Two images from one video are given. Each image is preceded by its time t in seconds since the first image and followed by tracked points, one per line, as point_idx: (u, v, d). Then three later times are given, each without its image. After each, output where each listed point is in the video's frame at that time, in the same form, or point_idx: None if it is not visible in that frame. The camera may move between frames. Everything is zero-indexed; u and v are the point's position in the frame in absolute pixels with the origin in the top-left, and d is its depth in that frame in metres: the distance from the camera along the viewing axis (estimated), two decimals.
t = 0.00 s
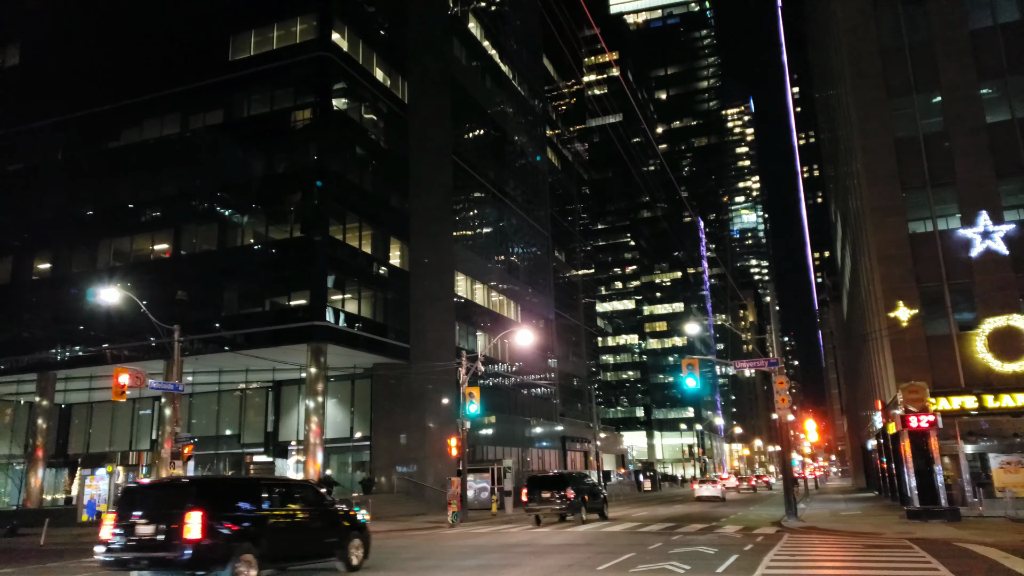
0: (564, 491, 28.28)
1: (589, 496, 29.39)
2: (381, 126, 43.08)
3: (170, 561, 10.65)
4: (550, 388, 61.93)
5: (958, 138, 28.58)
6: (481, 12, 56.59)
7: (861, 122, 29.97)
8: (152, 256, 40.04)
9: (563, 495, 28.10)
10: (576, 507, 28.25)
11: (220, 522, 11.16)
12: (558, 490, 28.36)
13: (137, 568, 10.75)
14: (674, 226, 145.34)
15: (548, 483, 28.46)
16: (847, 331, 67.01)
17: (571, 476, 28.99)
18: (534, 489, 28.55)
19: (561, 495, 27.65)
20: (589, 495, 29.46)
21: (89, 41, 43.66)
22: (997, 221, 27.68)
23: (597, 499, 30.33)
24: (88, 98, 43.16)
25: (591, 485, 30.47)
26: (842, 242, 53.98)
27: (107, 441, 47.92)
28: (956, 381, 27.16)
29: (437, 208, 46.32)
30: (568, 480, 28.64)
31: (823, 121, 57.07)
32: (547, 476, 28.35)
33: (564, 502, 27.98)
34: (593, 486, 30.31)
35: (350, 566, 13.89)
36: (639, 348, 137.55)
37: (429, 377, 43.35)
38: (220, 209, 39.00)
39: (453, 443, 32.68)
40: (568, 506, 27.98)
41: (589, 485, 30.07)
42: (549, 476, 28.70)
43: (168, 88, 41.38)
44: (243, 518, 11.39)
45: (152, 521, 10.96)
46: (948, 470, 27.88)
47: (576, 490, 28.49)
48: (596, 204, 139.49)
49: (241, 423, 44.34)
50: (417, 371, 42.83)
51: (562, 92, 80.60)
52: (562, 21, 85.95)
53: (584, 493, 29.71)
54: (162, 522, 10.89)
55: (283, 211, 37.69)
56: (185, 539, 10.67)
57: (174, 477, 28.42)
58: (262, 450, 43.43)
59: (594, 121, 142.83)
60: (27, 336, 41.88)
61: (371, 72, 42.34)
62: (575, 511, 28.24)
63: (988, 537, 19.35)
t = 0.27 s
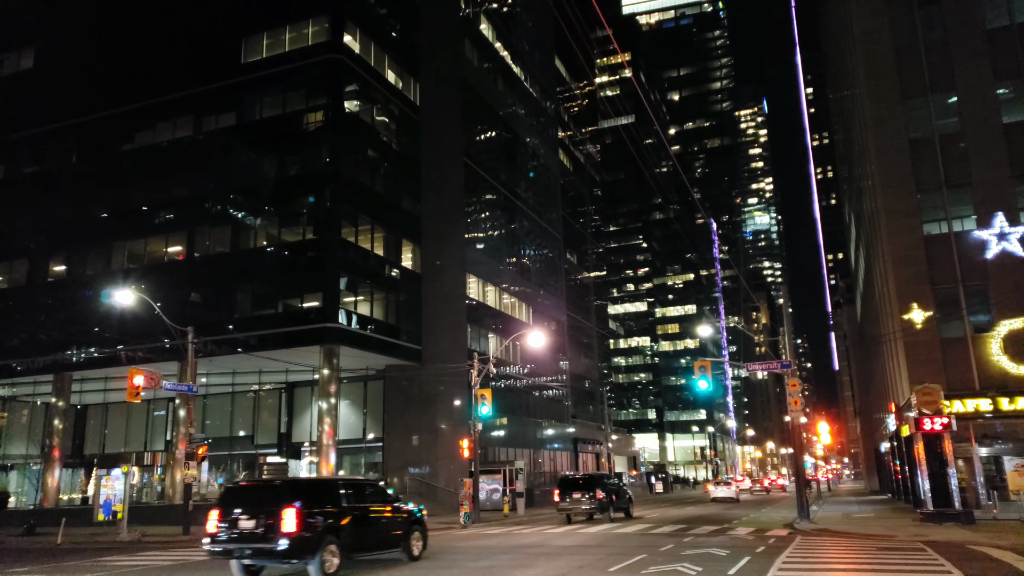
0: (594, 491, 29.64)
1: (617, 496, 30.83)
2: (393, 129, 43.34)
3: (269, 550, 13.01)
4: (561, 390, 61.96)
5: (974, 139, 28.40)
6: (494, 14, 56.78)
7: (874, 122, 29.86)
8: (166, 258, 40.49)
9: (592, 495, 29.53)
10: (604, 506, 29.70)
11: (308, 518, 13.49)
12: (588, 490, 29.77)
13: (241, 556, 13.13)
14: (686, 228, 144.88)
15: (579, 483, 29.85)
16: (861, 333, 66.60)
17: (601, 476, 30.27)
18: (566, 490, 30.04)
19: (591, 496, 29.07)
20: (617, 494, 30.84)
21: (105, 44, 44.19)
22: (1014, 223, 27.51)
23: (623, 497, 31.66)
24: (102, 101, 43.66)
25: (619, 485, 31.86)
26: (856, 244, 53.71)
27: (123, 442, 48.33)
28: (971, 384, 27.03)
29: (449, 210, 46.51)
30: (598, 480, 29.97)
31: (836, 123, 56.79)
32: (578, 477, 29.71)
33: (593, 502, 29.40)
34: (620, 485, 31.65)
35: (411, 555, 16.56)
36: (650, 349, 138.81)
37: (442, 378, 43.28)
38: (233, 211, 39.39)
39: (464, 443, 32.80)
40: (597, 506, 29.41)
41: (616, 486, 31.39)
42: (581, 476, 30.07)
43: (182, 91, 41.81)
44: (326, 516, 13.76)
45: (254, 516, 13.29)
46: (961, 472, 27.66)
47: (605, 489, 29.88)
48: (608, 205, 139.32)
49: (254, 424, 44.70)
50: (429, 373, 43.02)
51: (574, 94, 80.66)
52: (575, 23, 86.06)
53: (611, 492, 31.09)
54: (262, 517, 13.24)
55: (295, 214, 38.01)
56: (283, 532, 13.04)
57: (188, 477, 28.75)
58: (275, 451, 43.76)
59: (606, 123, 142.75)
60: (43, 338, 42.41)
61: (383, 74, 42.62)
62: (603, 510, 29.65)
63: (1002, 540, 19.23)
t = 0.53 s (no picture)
0: (621, 484, 31.51)
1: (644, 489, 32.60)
2: (404, 123, 43.39)
3: (348, 533, 15.23)
4: (573, 383, 62.02)
5: (991, 130, 28.07)
6: (505, 7, 56.60)
7: (890, 114, 29.59)
8: (179, 253, 40.81)
9: (620, 487, 31.35)
10: (631, 497, 31.53)
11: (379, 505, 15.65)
12: (616, 483, 31.55)
13: (323, 537, 15.36)
14: (699, 220, 144.34)
15: (609, 476, 31.67)
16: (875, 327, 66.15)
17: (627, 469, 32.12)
18: (595, 482, 31.64)
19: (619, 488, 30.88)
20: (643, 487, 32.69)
21: (118, 41, 44.51)
22: None
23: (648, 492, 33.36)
24: (115, 97, 43.96)
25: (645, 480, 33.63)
26: (870, 237, 53.21)
27: (138, 436, 48.89)
28: (986, 378, 26.80)
29: (460, 204, 46.58)
30: (625, 473, 31.81)
31: (851, 115, 56.19)
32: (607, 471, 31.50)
33: (620, 494, 31.21)
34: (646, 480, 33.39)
35: (464, 540, 18.53)
36: (662, 343, 137.48)
37: (453, 371, 43.48)
38: (245, 206, 39.65)
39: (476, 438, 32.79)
40: (624, 497, 31.25)
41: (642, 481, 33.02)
42: (609, 469, 31.80)
43: (194, 86, 42.03)
44: (396, 502, 15.93)
45: (335, 502, 15.57)
46: (975, 466, 27.54)
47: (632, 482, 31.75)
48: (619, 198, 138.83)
49: (268, 417, 44.97)
50: (440, 366, 43.21)
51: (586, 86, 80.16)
52: (587, 15, 85.54)
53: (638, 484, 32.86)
54: (341, 504, 15.52)
55: (307, 208, 38.18)
56: (360, 517, 15.27)
57: (203, 470, 29.04)
58: (289, 445, 43.95)
59: (618, 116, 141.83)
60: (59, 332, 42.89)
61: (395, 68, 42.66)
62: (630, 501, 31.50)
63: (1017, 535, 19.14)
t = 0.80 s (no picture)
0: (646, 476, 32.69)
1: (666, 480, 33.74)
2: (415, 116, 43.34)
3: (407, 519, 16.48)
4: (585, 377, 61.95)
5: (1009, 119, 27.66)
6: None
7: (905, 103, 29.22)
8: (193, 248, 41.05)
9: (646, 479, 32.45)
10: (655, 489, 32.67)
11: (435, 494, 16.86)
12: (642, 475, 32.64)
13: (385, 523, 16.59)
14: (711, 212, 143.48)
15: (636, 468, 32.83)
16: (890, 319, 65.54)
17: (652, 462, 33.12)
18: (623, 474, 32.76)
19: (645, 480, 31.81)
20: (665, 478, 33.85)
21: (131, 38, 44.76)
22: None
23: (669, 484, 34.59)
24: (128, 93, 44.20)
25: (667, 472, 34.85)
26: (884, 227, 52.64)
27: (154, 429, 49.32)
28: (1004, 370, 26.47)
29: (471, 197, 46.52)
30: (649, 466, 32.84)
31: (865, 105, 55.55)
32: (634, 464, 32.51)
33: (647, 486, 32.24)
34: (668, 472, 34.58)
35: (505, 526, 20.00)
36: (676, 336, 138.17)
37: (465, 365, 43.58)
38: (258, 201, 39.79)
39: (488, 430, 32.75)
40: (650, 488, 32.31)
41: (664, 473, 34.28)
42: (636, 462, 32.78)
43: (206, 82, 42.20)
44: (451, 491, 17.24)
45: (396, 490, 16.69)
46: (994, 459, 27.21)
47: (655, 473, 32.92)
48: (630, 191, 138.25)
49: (281, 411, 45.29)
50: (452, 360, 43.29)
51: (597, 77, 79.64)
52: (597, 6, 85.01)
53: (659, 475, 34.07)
54: (401, 493, 16.67)
55: (319, 202, 38.28)
56: (419, 505, 16.48)
57: (218, 464, 29.26)
58: (303, 438, 44.33)
59: (629, 108, 141.03)
60: (76, 327, 43.33)
61: (405, 62, 42.61)
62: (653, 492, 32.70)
63: None
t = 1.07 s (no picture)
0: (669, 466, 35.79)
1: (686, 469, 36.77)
2: (428, 110, 43.43)
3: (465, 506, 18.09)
4: (598, 370, 62.04)
5: None
6: None
7: (920, 94, 28.94)
8: (208, 242, 41.46)
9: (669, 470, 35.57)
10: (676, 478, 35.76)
11: (490, 485, 18.47)
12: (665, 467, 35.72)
13: (446, 509, 18.26)
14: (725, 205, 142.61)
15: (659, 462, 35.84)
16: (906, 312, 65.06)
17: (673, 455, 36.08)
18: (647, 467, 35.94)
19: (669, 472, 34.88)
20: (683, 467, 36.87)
21: (146, 33, 45.12)
22: None
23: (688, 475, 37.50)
24: (143, 88, 44.57)
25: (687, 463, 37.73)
26: (900, 220, 52.22)
27: (171, 422, 49.89)
28: (1021, 363, 26.26)
29: (483, 190, 46.61)
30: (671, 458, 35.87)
31: (881, 96, 55.01)
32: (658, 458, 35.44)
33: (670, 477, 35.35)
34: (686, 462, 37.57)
35: (549, 513, 21.51)
36: (689, 328, 137.39)
37: (478, 358, 43.83)
38: (272, 195, 40.09)
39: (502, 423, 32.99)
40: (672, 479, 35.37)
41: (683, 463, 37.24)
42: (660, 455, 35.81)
43: (220, 77, 42.50)
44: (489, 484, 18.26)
45: (456, 480, 18.30)
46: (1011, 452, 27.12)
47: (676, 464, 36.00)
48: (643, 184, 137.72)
49: (296, 404, 45.70)
50: (466, 353, 43.51)
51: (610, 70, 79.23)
52: None
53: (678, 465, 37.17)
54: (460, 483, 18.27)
55: (333, 197, 38.53)
56: (476, 494, 18.11)
57: (234, 456, 29.65)
58: (317, 431, 44.67)
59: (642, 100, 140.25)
60: (93, 321, 43.91)
61: (418, 55, 42.69)
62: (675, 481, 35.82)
63: None
